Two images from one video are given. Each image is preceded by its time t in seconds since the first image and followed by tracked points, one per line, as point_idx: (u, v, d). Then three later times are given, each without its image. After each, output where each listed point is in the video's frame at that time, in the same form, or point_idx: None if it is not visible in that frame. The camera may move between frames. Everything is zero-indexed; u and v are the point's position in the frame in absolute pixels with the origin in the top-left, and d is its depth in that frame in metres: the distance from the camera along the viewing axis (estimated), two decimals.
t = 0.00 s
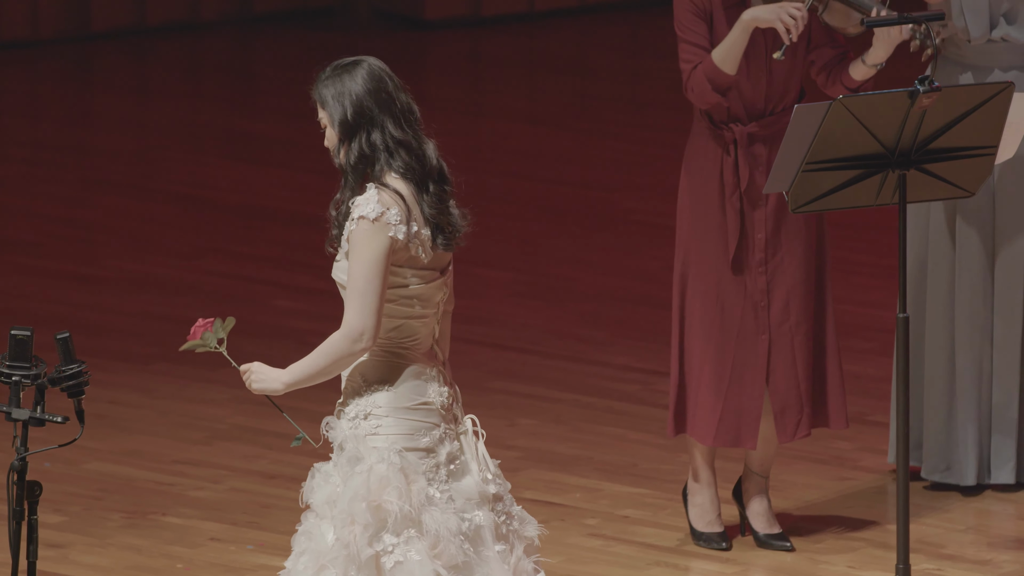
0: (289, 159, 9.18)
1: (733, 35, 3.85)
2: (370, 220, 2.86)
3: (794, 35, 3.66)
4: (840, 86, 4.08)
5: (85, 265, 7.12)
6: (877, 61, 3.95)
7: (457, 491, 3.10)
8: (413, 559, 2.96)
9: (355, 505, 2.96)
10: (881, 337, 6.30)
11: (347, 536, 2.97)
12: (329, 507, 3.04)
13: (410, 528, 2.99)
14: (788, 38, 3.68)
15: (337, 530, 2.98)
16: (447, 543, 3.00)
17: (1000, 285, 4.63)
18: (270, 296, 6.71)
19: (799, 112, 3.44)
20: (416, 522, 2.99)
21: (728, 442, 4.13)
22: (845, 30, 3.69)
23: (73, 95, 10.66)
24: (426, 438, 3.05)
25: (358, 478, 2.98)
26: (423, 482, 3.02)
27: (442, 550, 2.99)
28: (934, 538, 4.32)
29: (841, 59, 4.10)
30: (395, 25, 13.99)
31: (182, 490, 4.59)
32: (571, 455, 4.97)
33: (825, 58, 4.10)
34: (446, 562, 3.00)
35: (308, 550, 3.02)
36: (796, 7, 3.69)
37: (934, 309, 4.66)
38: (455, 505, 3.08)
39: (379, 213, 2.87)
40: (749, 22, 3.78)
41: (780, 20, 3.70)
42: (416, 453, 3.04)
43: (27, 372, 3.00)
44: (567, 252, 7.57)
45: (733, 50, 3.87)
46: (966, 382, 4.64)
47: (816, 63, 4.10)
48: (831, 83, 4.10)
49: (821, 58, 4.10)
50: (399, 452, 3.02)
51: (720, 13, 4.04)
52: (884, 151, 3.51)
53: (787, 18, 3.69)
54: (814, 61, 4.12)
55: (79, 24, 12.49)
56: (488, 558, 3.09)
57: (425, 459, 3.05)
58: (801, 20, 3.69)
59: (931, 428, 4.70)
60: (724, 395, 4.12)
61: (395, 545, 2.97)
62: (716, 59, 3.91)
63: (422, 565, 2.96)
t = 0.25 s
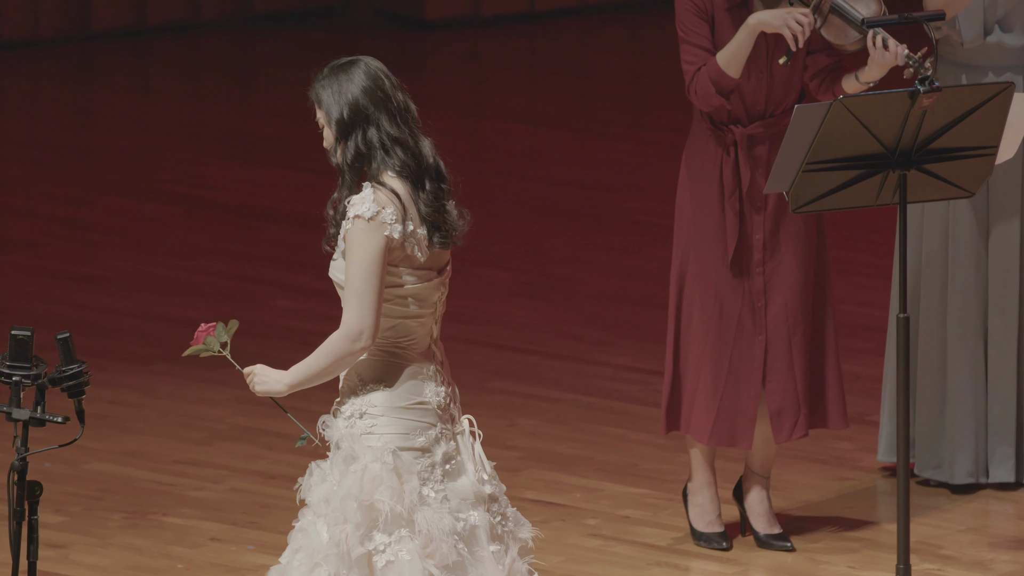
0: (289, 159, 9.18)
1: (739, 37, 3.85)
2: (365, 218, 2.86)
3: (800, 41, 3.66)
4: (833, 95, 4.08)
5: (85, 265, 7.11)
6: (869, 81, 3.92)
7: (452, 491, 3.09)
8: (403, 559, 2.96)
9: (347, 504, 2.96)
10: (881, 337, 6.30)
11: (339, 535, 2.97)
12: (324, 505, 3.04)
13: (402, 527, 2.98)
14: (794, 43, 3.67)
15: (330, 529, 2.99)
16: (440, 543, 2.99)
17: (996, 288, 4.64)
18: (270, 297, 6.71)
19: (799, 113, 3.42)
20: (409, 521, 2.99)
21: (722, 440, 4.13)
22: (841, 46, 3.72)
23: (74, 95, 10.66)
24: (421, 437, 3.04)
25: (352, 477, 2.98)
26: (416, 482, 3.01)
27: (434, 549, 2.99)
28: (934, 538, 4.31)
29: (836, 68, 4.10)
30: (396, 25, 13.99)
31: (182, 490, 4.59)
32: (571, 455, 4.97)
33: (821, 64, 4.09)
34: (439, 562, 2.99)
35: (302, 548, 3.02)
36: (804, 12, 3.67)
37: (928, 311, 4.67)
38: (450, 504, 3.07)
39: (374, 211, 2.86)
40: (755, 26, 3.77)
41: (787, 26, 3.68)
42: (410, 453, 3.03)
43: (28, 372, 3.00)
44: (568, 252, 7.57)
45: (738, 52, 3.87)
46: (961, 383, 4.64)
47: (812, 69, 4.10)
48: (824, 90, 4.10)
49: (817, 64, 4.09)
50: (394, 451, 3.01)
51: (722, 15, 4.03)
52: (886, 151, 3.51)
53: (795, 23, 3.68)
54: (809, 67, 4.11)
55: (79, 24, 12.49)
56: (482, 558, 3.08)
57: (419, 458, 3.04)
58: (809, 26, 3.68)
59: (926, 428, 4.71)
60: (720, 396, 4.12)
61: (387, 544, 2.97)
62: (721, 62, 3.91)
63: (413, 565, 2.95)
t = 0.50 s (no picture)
0: (289, 159, 9.18)
1: (736, 33, 3.85)
2: (366, 216, 2.86)
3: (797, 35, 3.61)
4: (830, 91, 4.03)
5: (85, 265, 7.11)
6: (865, 76, 3.89)
7: (450, 489, 3.08)
8: (400, 556, 2.95)
9: (344, 501, 2.96)
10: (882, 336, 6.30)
11: (336, 532, 2.97)
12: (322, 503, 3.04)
13: (398, 525, 2.97)
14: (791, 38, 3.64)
15: (327, 526, 2.99)
16: (437, 540, 2.98)
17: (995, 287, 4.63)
18: (270, 296, 6.71)
19: (800, 111, 3.44)
20: (405, 518, 2.97)
21: (722, 438, 4.14)
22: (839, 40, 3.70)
23: (74, 94, 10.66)
24: (419, 435, 3.04)
25: (349, 474, 2.98)
26: (414, 479, 3.00)
27: (431, 546, 2.97)
28: (935, 538, 4.31)
29: (832, 65, 4.06)
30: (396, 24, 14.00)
31: (183, 490, 4.59)
32: (572, 455, 4.97)
33: (819, 61, 4.06)
34: (435, 559, 2.98)
35: (299, 545, 3.02)
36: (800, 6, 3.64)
37: (925, 307, 4.70)
38: (447, 502, 3.06)
39: (374, 209, 2.86)
40: (752, 20, 3.77)
41: (784, 20, 3.65)
42: (408, 450, 3.02)
43: (29, 372, 3.00)
44: (568, 251, 7.57)
45: (737, 47, 3.87)
46: (952, 380, 4.67)
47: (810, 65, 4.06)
48: (823, 86, 4.06)
49: (814, 61, 4.06)
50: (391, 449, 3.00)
51: (720, 13, 4.03)
52: (886, 151, 3.51)
53: (792, 17, 3.64)
54: (807, 63, 4.08)
55: (79, 23, 12.49)
56: (480, 556, 3.07)
57: (417, 456, 3.04)
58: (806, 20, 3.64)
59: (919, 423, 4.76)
60: (720, 394, 4.12)
61: (384, 542, 2.96)
62: (719, 58, 3.91)
63: (410, 563, 2.94)
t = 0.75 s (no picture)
0: (289, 158, 9.18)
1: (725, 28, 3.86)
2: (365, 215, 2.85)
3: (788, 25, 3.69)
4: (833, 79, 4.06)
5: (85, 265, 7.11)
6: (869, 53, 3.93)
7: (446, 483, 3.09)
8: (398, 551, 2.97)
9: (341, 497, 2.97)
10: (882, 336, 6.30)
11: (333, 527, 2.98)
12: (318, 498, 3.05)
13: (396, 519, 2.99)
14: (782, 29, 3.70)
15: (324, 521, 3.00)
16: (434, 534, 3.00)
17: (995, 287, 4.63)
18: (270, 296, 6.71)
19: (800, 111, 3.45)
20: (403, 513, 3.00)
21: (724, 437, 4.14)
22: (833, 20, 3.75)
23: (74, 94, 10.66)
24: (415, 431, 3.05)
25: (346, 470, 2.99)
26: (411, 475, 3.02)
27: (429, 540, 3.00)
28: (935, 537, 4.31)
29: (834, 53, 4.08)
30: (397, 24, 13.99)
31: (183, 489, 4.59)
32: (572, 454, 4.97)
33: (819, 51, 4.08)
34: (433, 552, 3.01)
35: (295, 540, 3.03)
36: None
37: (926, 308, 4.72)
38: (443, 497, 3.08)
39: (373, 208, 2.86)
40: (743, 14, 3.79)
41: (772, 13, 3.71)
42: (404, 446, 3.04)
43: (28, 372, 2.99)
44: (568, 251, 7.56)
45: (726, 41, 3.87)
46: (951, 378, 4.69)
47: (809, 57, 4.09)
48: (823, 77, 4.08)
49: (814, 51, 4.08)
50: (388, 444, 3.02)
51: (712, 11, 4.03)
52: (886, 151, 3.51)
53: (780, 9, 3.70)
54: (807, 55, 4.10)
55: (80, 23, 12.49)
56: (476, 550, 3.09)
57: (413, 451, 3.05)
58: (795, 11, 3.72)
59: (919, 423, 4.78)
60: (720, 393, 4.12)
61: (382, 537, 2.98)
62: (708, 53, 3.91)
63: (408, 557, 2.97)
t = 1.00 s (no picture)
0: (289, 158, 9.18)
1: (694, 39, 3.88)
2: (359, 211, 2.85)
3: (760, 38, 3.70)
4: (835, 62, 4.02)
5: (85, 264, 7.12)
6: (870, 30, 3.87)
7: (442, 477, 3.09)
8: (395, 545, 2.97)
9: (338, 492, 2.97)
10: (882, 336, 6.30)
11: (330, 522, 2.98)
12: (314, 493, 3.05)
13: (393, 514, 2.99)
14: (754, 43, 3.71)
15: (321, 516, 3.00)
16: (431, 527, 3.00)
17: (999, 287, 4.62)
18: (270, 295, 6.71)
19: (799, 111, 3.43)
20: (400, 507, 2.99)
21: (729, 439, 4.12)
22: None
23: (75, 93, 10.66)
24: (410, 425, 3.06)
25: (342, 465, 2.99)
26: (407, 469, 3.02)
27: (426, 533, 3.00)
28: (934, 537, 4.31)
29: (832, 39, 4.06)
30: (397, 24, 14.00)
31: (183, 489, 4.59)
32: (572, 454, 4.97)
33: (816, 41, 4.06)
34: (431, 546, 3.01)
35: (292, 536, 3.03)
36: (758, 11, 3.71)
37: (934, 306, 4.71)
38: (439, 491, 3.08)
39: (367, 204, 2.86)
40: (713, 29, 3.81)
41: (744, 26, 3.72)
42: (400, 440, 3.04)
43: (28, 371, 2.99)
44: (568, 250, 7.57)
45: (694, 50, 3.89)
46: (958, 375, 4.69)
47: (808, 47, 4.07)
48: (826, 62, 4.04)
49: (812, 42, 4.07)
50: (383, 438, 3.02)
51: (699, 10, 4.01)
52: (887, 151, 3.51)
53: (751, 22, 3.71)
54: (805, 46, 4.08)
55: (80, 22, 12.50)
56: (472, 544, 3.09)
57: (409, 445, 3.05)
58: (767, 22, 3.71)
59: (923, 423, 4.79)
60: (721, 394, 4.11)
61: (379, 531, 2.98)
62: (671, 61, 3.94)
63: (405, 551, 2.96)
